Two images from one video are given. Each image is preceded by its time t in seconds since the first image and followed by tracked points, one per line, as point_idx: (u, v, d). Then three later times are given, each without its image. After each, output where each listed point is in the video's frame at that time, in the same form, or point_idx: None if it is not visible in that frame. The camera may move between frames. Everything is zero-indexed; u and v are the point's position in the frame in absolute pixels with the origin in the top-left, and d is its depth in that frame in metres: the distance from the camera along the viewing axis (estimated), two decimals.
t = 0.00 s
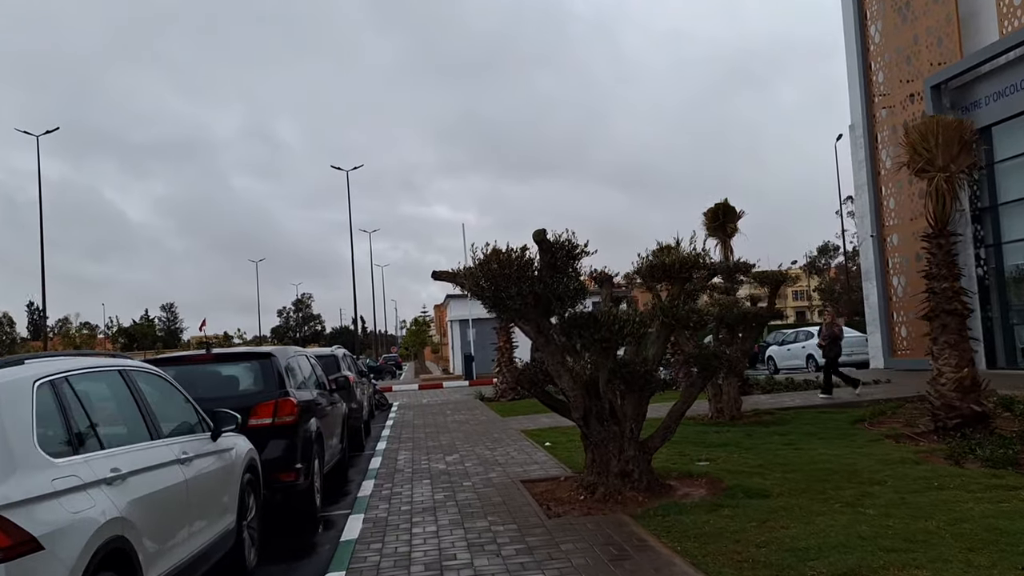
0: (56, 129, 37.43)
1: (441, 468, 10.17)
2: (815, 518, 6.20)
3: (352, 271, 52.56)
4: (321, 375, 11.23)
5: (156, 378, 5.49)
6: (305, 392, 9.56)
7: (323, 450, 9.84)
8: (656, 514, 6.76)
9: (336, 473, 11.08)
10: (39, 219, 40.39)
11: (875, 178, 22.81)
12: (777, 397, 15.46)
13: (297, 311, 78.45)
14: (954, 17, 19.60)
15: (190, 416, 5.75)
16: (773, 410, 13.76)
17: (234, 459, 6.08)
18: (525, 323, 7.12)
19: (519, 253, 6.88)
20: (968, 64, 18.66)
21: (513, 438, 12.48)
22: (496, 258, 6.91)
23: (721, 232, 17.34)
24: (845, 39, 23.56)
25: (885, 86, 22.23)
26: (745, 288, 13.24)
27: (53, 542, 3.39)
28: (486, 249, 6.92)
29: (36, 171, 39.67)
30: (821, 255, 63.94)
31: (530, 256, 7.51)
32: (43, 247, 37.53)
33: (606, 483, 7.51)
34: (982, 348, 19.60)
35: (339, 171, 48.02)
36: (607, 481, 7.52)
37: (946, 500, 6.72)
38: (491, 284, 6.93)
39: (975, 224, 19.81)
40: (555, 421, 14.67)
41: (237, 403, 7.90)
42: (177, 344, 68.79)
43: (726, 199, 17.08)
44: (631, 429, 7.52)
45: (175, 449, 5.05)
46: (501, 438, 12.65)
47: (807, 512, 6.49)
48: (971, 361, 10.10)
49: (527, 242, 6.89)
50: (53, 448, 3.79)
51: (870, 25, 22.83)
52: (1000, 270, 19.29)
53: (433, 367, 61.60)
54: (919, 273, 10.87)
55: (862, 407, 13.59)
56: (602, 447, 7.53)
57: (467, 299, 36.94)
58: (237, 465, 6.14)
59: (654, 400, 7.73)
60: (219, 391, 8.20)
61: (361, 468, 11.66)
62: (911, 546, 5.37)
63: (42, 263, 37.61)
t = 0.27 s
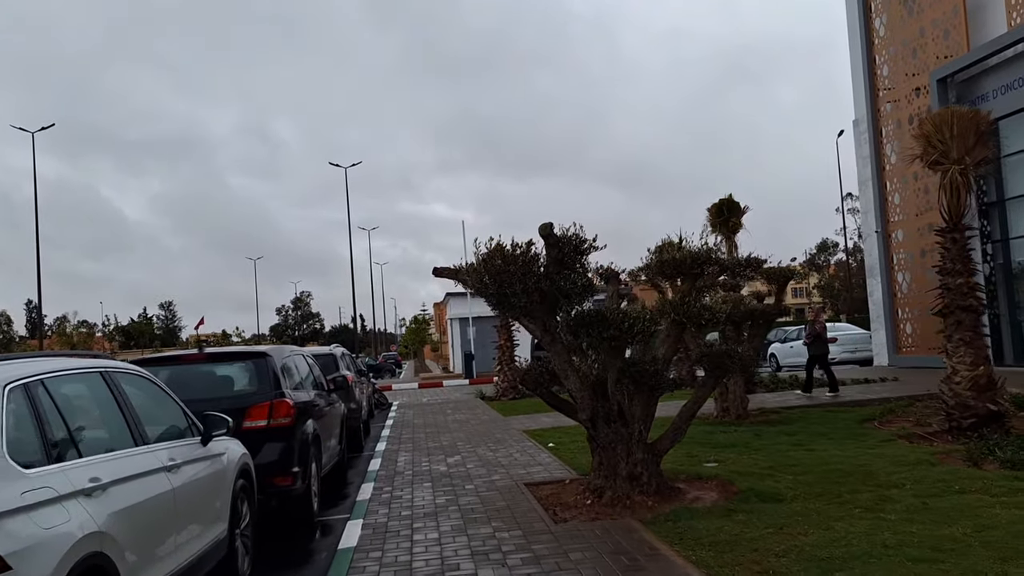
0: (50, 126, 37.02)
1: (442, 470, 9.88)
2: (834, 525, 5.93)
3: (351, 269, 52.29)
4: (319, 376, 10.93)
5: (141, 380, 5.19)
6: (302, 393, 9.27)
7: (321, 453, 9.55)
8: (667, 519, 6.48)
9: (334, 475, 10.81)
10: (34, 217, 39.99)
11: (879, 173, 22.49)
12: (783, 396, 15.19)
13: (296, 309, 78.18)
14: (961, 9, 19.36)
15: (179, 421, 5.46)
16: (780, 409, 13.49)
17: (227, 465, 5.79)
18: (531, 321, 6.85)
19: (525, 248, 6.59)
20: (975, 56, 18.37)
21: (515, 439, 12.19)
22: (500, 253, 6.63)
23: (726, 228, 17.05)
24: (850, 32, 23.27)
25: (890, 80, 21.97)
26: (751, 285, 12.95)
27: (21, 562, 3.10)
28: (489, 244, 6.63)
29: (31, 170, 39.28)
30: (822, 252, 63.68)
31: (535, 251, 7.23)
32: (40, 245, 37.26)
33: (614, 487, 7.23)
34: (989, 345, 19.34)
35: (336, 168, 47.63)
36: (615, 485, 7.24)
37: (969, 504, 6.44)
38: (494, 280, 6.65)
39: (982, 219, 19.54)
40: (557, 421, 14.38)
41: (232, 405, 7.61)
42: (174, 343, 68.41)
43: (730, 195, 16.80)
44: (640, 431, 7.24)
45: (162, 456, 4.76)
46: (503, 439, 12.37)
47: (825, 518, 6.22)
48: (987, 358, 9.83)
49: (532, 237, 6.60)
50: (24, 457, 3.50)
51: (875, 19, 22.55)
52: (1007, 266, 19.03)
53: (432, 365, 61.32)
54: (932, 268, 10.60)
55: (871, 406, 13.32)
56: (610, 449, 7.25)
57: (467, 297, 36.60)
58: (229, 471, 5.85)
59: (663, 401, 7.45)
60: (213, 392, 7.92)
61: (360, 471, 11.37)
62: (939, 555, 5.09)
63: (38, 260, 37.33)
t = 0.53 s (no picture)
0: (46, 123, 36.70)
1: (443, 471, 9.58)
2: (856, 532, 5.63)
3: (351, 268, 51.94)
4: (316, 375, 10.63)
5: (124, 379, 4.88)
6: (298, 392, 8.97)
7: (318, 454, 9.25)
8: (679, 524, 6.19)
9: (331, 477, 10.51)
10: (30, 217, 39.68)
11: (885, 168, 22.34)
12: (791, 395, 14.89)
13: (295, 309, 77.85)
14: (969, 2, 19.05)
15: (165, 422, 5.15)
16: (788, 408, 13.19)
17: (217, 468, 5.47)
18: (535, 317, 6.54)
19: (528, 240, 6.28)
20: (983, 49, 18.02)
21: (518, 439, 11.88)
22: (502, 246, 6.32)
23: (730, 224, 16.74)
24: (854, 26, 23.03)
25: (895, 74, 21.72)
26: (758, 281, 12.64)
27: None
28: (491, 236, 6.32)
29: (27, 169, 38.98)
30: (824, 250, 63.35)
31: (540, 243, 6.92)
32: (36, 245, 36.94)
33: (622, 490, 6.94)
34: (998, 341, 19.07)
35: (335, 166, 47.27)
36: (623, 487, 6.95)
37: (997, 508, 6.13)
38: (497, 274, 6.34)
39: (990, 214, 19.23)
40: (561, 420, 14.08)
41: (223, 406, 7.30)
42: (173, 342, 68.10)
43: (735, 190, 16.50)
44: (649, 431, 6.94)
45: (144, 461, 4.45)
46: (506, 439, 12.07)
47: (844, 522, 5.92)
48: (1004, 355, 9.55)
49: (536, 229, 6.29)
50: None
51: (880, 12, 22.27)
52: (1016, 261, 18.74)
53: (432, 364, 61.02)
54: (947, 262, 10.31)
55: (882, 405, 13.02)
56: (618, 450, 6.96)
57: (466, 295, 36.29)
58: (220, 474, 5.54)
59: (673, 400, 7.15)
60: (205, 392, 7.62)
61: (359, 472, 11.07)
62: (971, 563, 4.79)
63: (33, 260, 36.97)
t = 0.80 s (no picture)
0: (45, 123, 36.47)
1: (447, 477, 9.29)
2: (884, 544, 5.32)
3: (352, 269, 51.64)
4: (315, 377, 10.33)
5: (107, 386, 4.58)
6: (297, 395, 8.67)
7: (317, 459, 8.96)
8: (695, 536, 5.89)
9: (332, 482, 10.23)
10: (30, 217, 39.46)
11: (895, 165, 22.12)
12: (801, 396, 14.58)
13: (298, 309, 77.61)
14: None
15: (153, 431, 4.86)
16: (800, 410, 12.88)
17: (208, 479, 5.18)
18: (542, 318, 6.24)
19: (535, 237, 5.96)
20: (995, 43, 17.67)
21: (523, 443, 11.58)
22: (508, 244, 6.01)
23: (739, 222, 16.40)
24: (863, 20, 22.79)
25: (905, 70, 21.47)
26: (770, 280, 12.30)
27: None
28: (496, 232, 6.02)
29: (27, 169, 38.75)
30: (828, 249, 62.96)
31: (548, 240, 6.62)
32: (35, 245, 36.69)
33: (634, 499, 6.65)
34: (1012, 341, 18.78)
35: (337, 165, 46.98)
36: (635, 497, 6.66)
37: None
38: (502, 273, 6.04)
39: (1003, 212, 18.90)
40: (567, 423, 13.78)
41: (218, 411, 7.00)
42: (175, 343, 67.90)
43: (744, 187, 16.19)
44: (662, 437, 6.65)
45: (128, 475, 4.15)
46: (511, 442, 11.78)
47: (870, 534, 5.62)
48: None
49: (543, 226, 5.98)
50: None
51: (890, 6, 21.97)
52: None
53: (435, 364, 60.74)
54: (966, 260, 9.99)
55: (896, 407, 12.70)
56: (630, 458, 6.67)
57: (469, 295, 35.99)
58: (212, 485, 5.24)
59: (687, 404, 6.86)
60: (198, 396, 7.32)
61: (360, 477, 10.77)
62: None
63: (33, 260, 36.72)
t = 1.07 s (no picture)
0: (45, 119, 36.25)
1: (451, 477, 9.02)
2: (913, 551, 5.04)
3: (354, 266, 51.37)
4: (315, 374, 10.03)
5: (89, 383, 4.30)
6: (295, 394, 8.38)
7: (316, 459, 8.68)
8: (711, 541, 5.61)
9: (332, 482, 9.97)
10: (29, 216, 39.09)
11: (903, 159, 21.82)
12: (811, 394, 14.30)
13: (300, 307, 77.38)
14: None
15: (139, 432, 4.58)
16: (811, 408, 12.60)
17: (199, 482, 4.90)
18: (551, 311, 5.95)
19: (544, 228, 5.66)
20: (1007, 35, 17.35)
21: (528, 442, 11.30)
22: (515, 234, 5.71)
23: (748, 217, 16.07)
24: (871, 13, 22.50)
25: (914, 62, 21.14)
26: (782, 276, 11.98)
27: None
28: (502, 223, 5.72)
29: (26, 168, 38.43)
30: (832, 246, 62.57)
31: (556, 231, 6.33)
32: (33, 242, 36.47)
33: (646, 501, 6.37)
34: None
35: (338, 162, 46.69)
36: (647, 499, 6.39)
37: None
38: (510, 264, 5.75)
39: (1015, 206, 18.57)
40: (572, 422, 13.49)
41: (212, 410, 6.73)
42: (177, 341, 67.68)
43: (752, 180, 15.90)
44: (675, 437, 6.37)
45: (111, 479, 3.87)
46: (515, 441, 11.51)
47: (895, 540, 5.35)
48: None
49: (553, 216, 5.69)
50: None
51: None
52: None
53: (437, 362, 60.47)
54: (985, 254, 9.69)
55: (910, 405, 12.41)
56: (641, 458, 6.38)
57: (471, 293, 35.69)
58: (203, 488, 4.96)
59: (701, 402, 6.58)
60: (193, 395, 7.05)
61: (361, 477, 10.49)
62: None
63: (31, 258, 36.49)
